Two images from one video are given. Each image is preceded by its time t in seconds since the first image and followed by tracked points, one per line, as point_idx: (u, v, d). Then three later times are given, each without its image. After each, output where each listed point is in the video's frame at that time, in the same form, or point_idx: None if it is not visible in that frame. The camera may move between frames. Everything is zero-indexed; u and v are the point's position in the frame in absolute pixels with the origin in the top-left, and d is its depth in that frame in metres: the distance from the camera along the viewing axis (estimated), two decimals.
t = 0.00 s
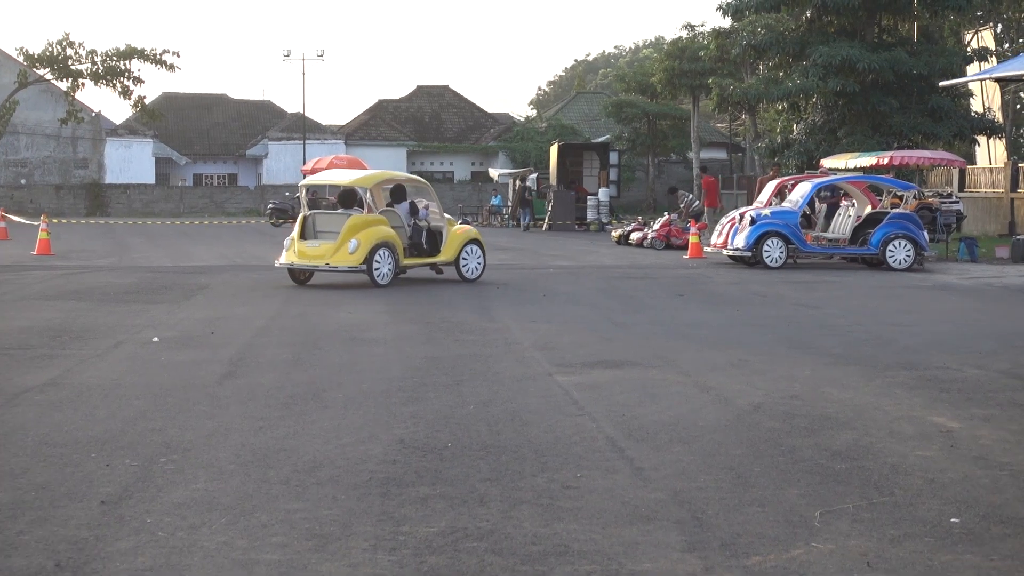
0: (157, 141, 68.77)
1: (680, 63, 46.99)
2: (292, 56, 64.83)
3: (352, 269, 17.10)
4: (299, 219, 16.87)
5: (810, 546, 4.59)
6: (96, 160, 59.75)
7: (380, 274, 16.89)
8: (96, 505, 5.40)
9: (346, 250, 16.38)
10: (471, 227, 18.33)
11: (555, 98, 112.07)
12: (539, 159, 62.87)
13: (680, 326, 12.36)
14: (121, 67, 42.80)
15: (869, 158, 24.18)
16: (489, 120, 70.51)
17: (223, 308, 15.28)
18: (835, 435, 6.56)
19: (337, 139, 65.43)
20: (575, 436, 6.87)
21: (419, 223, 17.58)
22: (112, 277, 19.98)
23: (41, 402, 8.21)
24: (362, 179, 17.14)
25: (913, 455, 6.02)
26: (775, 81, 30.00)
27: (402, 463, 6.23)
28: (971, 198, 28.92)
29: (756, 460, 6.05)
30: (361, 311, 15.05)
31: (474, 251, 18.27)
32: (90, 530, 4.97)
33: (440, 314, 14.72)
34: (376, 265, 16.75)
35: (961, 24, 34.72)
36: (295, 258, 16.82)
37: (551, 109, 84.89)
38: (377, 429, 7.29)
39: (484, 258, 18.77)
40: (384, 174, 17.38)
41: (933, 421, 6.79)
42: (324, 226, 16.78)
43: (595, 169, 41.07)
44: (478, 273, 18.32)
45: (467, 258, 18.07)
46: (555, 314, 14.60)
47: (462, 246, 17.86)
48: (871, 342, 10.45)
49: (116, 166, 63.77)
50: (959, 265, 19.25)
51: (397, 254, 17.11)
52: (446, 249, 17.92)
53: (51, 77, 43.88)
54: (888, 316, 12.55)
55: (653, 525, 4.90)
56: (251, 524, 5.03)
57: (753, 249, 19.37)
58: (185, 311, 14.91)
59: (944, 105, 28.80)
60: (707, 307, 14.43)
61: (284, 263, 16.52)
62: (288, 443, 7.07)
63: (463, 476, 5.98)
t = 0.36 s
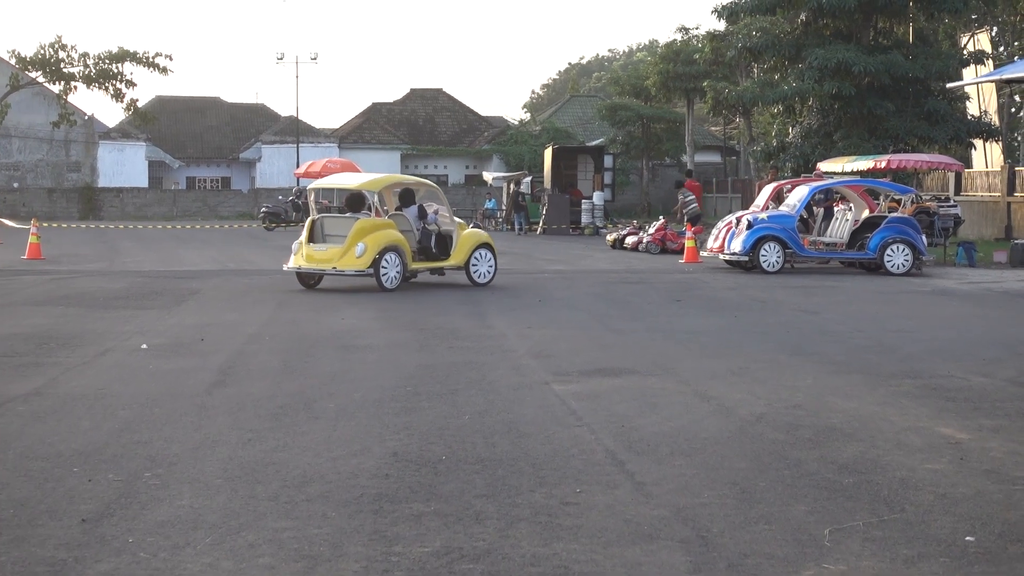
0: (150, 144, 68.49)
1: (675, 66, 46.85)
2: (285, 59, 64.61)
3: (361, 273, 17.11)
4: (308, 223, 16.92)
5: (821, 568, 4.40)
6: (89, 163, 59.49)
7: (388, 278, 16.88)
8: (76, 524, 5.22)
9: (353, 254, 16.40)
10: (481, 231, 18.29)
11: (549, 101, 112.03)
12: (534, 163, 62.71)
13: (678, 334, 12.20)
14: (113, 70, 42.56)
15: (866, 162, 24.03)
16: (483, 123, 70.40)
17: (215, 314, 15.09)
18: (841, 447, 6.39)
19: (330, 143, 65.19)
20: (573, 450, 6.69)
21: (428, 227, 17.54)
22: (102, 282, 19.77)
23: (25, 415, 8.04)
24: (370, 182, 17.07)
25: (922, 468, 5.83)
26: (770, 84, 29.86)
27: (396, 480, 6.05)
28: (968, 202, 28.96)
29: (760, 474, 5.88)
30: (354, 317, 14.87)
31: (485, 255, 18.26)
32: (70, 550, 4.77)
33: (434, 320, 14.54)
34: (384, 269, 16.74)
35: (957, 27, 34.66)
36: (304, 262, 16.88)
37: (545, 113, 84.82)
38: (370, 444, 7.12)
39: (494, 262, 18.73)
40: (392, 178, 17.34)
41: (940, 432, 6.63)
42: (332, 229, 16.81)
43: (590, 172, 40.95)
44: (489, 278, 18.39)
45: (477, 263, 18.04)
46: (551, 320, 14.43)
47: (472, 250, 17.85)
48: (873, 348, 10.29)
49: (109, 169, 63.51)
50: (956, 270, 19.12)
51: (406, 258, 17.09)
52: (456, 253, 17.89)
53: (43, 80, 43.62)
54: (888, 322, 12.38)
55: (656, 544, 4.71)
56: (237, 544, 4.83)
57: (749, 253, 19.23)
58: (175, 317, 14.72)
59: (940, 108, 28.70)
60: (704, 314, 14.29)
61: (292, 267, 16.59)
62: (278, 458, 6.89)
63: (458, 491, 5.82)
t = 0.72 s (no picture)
0: (139, 147, 68.17)
1: (666, 69, 46.75)
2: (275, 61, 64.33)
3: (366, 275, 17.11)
4: (314, 225, 16.95)
5: None
6: (78, 166, 59.20)
7: (394, 280, 16.88)
8: (57, 535, 5.06)
9: (358, 255, 16.42)
10: (490, 234, 18.27)
11: (539, 104, 111.88)
12: (525, 166, 62.58)
13: (673, 339, 12.06)
14: (102, 72, 42.28)
15: (860, 164, 23.96)
16: (474, 126, 70.24)
17: (203, 317, 14.92)
18: (845, 454, 6.22)
19: (320, 145, 64.97)
20: (571, 459, 6.54)
21: (435, 229, 17.48)
22: (90, 285, 19.55)
23: (8, 423, 7.86)
24: (375, 185, 16.73)
25: (930, 477, 5.66)
26: (763, 86, 29.79)
27: (388, 493, 5.89)
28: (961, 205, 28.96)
29: (764, 483, 5.71)
30: (345, 320, 14.70)
31: (493, 258, 18.22)
32: (48, 564, 4.59)
33: (426, 323, 14.38)
34: (389, 271, 16.74)
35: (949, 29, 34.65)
36: (309, 263, 16.91)
37: (535, 116, 84.68)
38: (362, 454, 6.97)
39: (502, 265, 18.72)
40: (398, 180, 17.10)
41: (946, 438, 6.47)
42: (338, 231, 16.83)
43: (581, 175, 40.88)
44: (497, 280, 18.28)
45: (485, 265, 18.00)
46: (545, 323, 14.28)
47: (480, 253, 17.80)
48: (873, 352, 10.13)
49: (99, 172, 63.19)
50: (951, 273, 19.03)
51: (412, 261, 17.08)
52: (464, 255, 17.85)
53: (31, 82, 43.32)
54: (886, 325, 12.24)
55: (660, 557, 4.55)
56: (223, 557, 4.66)
57: (744, 256, 19.31)
58: (164, 320, 14.55)
59: (934, 110, 28.67)
60: (699, 318, 14.14)
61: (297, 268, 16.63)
62: (266, 466, 6.72)
63: (453, 502, 5.65)
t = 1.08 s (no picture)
0: (124, 150, 67.73)
1: (653, 72, 46.63)
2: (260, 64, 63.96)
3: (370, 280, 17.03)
4: (318, 228, 16.87)
5: None
6: (62, 169, 58.77)
7: (397, 285, 16.76)
8: (37, 559, 4.85)
9: (360, 259, 16.32)
10: (497, 238, 18.14)
11: (525, 107, 111.76)
12: (511, 169, 62.43)
13: (667, 346, 11.90)
14: (86, 74, 41.91)
15: (851, 166, 23.90)
16: (460, 129, 70.05)
17: (188, 323, 14.69)
18: (852, 468, 6.04)
19: (305, 148, 64.69)
20: (570, 473, 6.35)
21: (440, 233, 17.48)
22: (73, 290, 19.27)
23: None
24: (378, 189, 16.71)
25: (942, 491, 5.49)
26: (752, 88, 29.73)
27: (383, 511, 5.70)
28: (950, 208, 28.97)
29: (771, 499, 5.53)
30: (333, 326, 14.49)
31: (500, 262, 18.04)
32: None
33: (416, 329, 14.19)
34: (392, 275, 16.63)
35: (937, 31, 34.67)
36: (313, 267, 16.86)
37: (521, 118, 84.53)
38: (355, 468, 6.76)
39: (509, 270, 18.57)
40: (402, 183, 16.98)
41: (956, 450, 6.29)
42: (341, 236, 16.75)
43: (568, 178, 40.71)
44: (504, 284, 18.10)
45: (491, 269, 17.83)
46: (536, 329, 14.11)
47: (485, 257, 17.64)
48: (872, 360, 9.98)
49: (83, 175, 62.75)
50: (943, 277, 18.95)
51: (415, 265, 16.99)
52: (470, 259, 17.73)
53: (14, 85, 42.92)
54: (883, 331, 12.10)
55: None
56: None
57: (735, 260, 19.24)
58: (149, 327, 14.32)
59: (923, 113, 28.67)
60: (692, 325, 13.99)
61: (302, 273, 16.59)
62: (257, 482, 6.51)
63: (450, 520, 5.46)
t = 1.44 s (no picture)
0: (100, 153, 67.13)
1: (632, 74, 46.55)
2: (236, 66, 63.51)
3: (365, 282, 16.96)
4: (313, 231, 16.90)
5: None
6: (37, 172, 58.18)
7: (392, 287, 16.72)
8: None
9: (354, 262, 16.31)
10: (494, 240, 18.08)
11: (502, 110, 111.54)
12: (489, 171, 62.22)
13: (651, 350, 11.74)
14: (61, 76, 41.44)
15: (833, 168, 23.87)
16: (438, 131, 69.80)
17: (163, 328, 14.42)
18: (845, 476, 5.88)
19: (283, 150, 64.29)
20: (556, 483, 6.16)
21: (436, 236, 17.39)
22: (46, 294, 18.93)
23: None
24: (373, 190, 16.66)
25: (940, 501, 5.31)
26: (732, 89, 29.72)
27: (361, 524, 5.49)
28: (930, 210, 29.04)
29: (763, 509, 5.35)
30: (310, 330, 14.27)
31: (497, 264, 18.00)
32: None
33: (395, 334, 13.99)
34: (387, 278, 16.60)
35: (917, 33, 34.79)
36: (309, 270, 16.87)
37: (498, 121, 84.36)
38: (332, 478, 6.55)
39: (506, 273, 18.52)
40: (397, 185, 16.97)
41: (951, 456, 6.13)
42: (336, 238, 16.76)
43: (547, 181, 40.53)
44: (501, 286, 18.08)
45: (489, 272, 17.81)
46: (517, 333, 13.94)
47: (482, 260, 17.62)
48: (859, 364, 9.85)
49: (58, 178, 62.16)
50: (925, 280, 18.90)
51: (411, 268, 16.91)
52: (467, 262, 17.69)
53: None
54: (868, 334, 11.97)
55: None
56: None
57: (716, 262, 19.11)
58: (123, 331, 14.06)
59: (904, 114, 28.74)
60: (676, 328, 13.84)
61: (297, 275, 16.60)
62: (231, 493, 6.29)
63: (432, 533, 5.25)
